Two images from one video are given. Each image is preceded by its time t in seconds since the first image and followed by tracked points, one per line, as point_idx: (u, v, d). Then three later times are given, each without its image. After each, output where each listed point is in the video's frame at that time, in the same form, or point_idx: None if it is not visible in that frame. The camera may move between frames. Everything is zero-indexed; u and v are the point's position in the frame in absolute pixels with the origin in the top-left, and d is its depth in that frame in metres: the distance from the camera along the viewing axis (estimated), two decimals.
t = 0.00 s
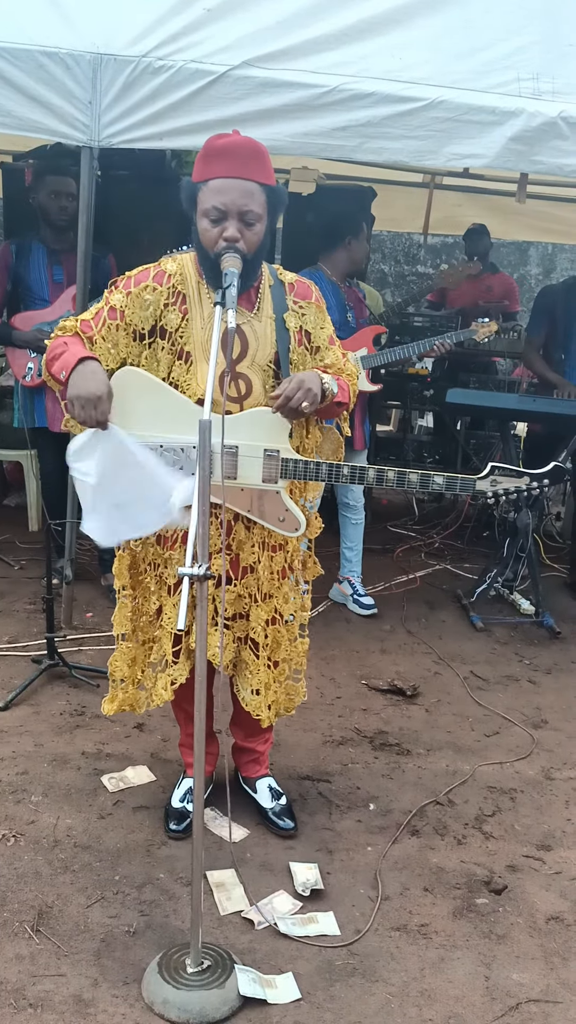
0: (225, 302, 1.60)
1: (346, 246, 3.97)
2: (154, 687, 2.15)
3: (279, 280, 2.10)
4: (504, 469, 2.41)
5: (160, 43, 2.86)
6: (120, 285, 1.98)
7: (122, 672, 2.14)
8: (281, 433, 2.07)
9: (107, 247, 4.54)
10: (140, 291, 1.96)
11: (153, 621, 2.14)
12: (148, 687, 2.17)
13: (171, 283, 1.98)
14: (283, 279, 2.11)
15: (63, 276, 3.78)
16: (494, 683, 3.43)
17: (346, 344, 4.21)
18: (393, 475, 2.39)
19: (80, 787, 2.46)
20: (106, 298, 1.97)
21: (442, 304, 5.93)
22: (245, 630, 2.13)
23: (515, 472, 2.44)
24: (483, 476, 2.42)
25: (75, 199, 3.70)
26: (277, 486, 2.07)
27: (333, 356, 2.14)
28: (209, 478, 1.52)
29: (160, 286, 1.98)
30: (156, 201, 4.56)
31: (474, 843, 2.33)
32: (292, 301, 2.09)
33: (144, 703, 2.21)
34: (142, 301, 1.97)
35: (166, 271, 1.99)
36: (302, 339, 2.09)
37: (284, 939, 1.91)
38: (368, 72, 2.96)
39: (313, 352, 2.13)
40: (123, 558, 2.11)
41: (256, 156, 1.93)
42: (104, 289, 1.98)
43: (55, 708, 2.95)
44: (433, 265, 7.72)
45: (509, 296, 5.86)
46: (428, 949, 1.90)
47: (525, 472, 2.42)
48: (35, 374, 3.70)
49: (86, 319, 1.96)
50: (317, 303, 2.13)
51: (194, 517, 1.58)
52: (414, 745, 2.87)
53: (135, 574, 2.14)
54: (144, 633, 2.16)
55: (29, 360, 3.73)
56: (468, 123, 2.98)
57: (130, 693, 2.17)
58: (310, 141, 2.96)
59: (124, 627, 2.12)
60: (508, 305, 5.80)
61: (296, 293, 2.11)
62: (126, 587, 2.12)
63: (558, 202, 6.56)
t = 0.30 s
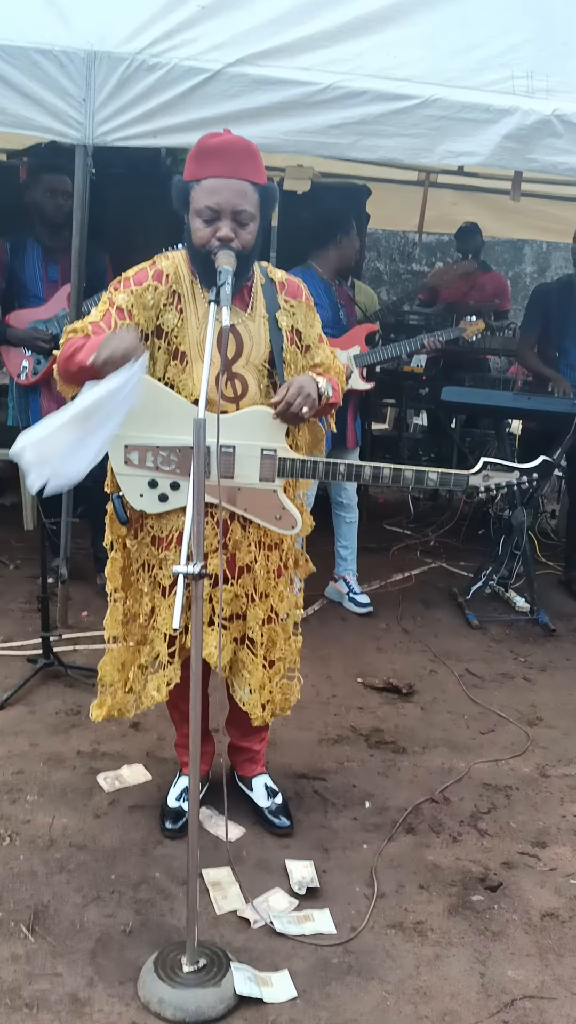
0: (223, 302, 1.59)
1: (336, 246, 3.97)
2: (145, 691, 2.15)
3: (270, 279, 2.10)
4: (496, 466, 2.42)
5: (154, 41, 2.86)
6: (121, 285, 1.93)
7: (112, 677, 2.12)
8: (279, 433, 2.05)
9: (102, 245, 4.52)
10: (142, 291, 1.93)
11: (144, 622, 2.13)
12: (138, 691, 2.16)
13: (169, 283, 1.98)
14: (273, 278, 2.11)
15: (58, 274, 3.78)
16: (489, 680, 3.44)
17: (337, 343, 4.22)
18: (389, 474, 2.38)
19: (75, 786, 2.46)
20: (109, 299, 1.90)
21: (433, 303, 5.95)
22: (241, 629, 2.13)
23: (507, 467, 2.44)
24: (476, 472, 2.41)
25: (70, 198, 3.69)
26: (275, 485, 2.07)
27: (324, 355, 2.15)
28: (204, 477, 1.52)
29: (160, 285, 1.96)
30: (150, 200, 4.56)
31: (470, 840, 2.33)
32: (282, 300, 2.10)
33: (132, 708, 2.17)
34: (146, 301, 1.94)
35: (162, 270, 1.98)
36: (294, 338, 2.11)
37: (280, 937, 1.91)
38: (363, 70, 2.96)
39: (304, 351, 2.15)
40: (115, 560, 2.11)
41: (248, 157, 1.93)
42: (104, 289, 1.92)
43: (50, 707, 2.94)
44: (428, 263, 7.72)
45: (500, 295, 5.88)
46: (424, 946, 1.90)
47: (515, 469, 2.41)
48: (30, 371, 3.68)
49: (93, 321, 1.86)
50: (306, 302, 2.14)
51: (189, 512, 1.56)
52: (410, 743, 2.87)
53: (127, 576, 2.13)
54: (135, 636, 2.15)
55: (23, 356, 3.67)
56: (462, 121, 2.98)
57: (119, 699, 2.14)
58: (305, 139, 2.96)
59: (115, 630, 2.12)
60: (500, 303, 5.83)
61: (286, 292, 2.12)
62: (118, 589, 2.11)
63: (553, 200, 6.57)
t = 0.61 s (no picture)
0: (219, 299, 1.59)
1: (329, 245, 3.98)
2: (143, 686, 2.18)
3: (261, 275, 2.12)
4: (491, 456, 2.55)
5: (150, 38, 2.85)
6: (118, 286, 1.94)
7: (110, 673, 2.14)
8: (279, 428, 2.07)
9: (98, 243, 4.51)
10: (140, 291, 1.94)
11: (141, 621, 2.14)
12: (136, 685, 2.18)
13: (166, 281, 1.97)
14: (264, 274, 2.13)
15: (54, 272, 3.77)
16: (485, 677, 3.45)
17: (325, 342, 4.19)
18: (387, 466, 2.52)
19: (72, 784, 2.46)
20: (109, 301, 1.90)
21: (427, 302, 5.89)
22: (240, 624, 2.13)
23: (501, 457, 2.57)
24: (469, 461, 2.48)
25: (65, 196, 3.68)
26: (275, 479, 2.07)
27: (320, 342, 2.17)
28: (200, 474, 1.51)
29: (157, 284, 1.96)
30: (145, 198, 4.55)
31: (466, 837, 2.34)
32: (275, 294, 2.11)
33: (131, 703, 2.20)
34: (144, 301, 1.94)
35: (159, 270, 1.98)
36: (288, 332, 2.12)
37: (277, 934, 1.92)
38: (359, 68, 2.95)
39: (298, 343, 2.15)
40: (112, 560, 2.09)
41: (240, 153, 1.93)
42: (102, 290, 1.92)
43: (47, 705, 2.94)
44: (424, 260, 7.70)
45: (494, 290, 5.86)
46: (420, 943, 1.91)
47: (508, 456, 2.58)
48: (26, 369, 3.68)
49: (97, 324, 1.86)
50: (297, 296, 2.16)
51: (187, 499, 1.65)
52: (406, 741, 2.87)
53: (124, 574, 2.12)
54: (133, 634, 2.16)
55: (19, 354, 3.69)
56: (458, 119, 2.98)
57: (117, 695, 2.16)
58: (301, 136, 2.96)
59: (113, 628, 2.11)
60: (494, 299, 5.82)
61: (277, 287, 2.14)
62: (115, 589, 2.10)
63: (549, 198, 6.57)
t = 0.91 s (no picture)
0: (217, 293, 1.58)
1: (335, 244, 3.97)
2: (149, 695, 2.17)
3: (255, 271, 2.11)
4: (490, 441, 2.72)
5: (150, 35, 2.84)
6: (123, 292, 1.90)
7: (117, 686, 2.11)
8: (284, 424, 2.10)
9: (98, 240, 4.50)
10: (145, 297, 1.90)
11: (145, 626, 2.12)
12: (140, 695, 2.17)
13: (169, 283, 1.95)
14: (258, 271, 2.12)
15: (54, 269, 3.77)
16: (486, 675, 3.45)
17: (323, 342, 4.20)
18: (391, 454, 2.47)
19: (72, 782, 2.46)
20: (115, 309, 1.88)
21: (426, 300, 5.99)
22: (246, 623, 2.12)
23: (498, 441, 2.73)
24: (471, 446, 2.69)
25: (65, 193, 3.67)
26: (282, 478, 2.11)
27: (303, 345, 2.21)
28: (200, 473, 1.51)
29: (160, 287, 1.93)
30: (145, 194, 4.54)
31: (467, 834, 2.34)
32: (270, 292, 2.11)
33: (138, 714, 2.18)
34: (150, 306, 1.91)
35: (160, 271, 1.95)
36: (284, 329, 2.12)
37: (277, 931, 1.92)
38: (359, 64, 2.95)
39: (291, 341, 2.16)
40: (118, 569, 2.06)
41: (235, 149, 1.92)
42: (107, 299, 1.90)
43: (47, 703, 2.94)
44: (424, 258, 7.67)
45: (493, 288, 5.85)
46: (420, 940, 1.91)
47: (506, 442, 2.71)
48: (26, 367, 3.68)
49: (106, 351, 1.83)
50: (290, 293, 2.16)
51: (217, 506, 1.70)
52: (407, 738, 2.87)
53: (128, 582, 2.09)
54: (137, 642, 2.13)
55: (19, 352, 3.69)
56: (459, 116, 2.97)
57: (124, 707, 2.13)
58: (301, 133, 2.95)
59: (118, 640, 2.09)
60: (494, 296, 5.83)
61: (272, 284, 2.13)
62: (120, 598, 2.08)
63: (550, 195, 6.56)
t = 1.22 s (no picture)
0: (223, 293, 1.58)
1: (341, 242, 3.97)
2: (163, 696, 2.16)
3: (256, 272, 2.12)
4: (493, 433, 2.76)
5: (153, 33, 2.83)
6: (130, 293, 1.88)
7: (131, 689, 2.09)
8: (291, 424, 2.12)
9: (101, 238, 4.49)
10: (153, 298, 1.89)
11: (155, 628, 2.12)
12: (155, 697, 2.16)
13: (175, 283, 1.95)
14: (259, 272, 2.13)
15: (57, 267, 3.77)
16: (489, 674, 3.45)
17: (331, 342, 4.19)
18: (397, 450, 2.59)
19: (75, 780, 2.46)
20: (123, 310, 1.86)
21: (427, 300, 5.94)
22: (259, 624, 2.12)
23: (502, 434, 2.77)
24: (477, 440, 2.73)
25: (69, 191, 3.67)
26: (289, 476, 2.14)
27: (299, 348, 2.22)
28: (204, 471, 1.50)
29: (166, 287, 1.92)
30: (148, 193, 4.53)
31: (469, 834, 2.34)
32: (271, 291, 2.12)
33: (152, 717, 2.16)
34: (157, 307, 1.90)
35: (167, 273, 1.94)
36: (285, 328, 2.13)
37: (280, 930, 1.92)
38: (363, 62, 2.94)
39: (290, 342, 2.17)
40: (130, 571, 2.03)
41: (241, 150, 1.92)
42: (114, 299, 1.87)
43: (50, 701, 2.94)
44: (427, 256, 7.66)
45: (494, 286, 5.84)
46: (423, 940, 1.91)
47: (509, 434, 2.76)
48: (29, 366, 3.66)
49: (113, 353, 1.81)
50: (289, 294, 2.17)
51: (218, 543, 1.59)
52: (409, 738, 2.87)
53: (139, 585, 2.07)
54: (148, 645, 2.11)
55: (23, 352, 3.68)
56: (462, 114, 2.96)
57: (138, 710, 2.11)
58: (305, 131, 2.94)
59: (131, 643, 2.07)
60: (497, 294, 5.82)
61: (272, 285, 2.14)
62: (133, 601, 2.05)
63: (554, 193, 6.54)
